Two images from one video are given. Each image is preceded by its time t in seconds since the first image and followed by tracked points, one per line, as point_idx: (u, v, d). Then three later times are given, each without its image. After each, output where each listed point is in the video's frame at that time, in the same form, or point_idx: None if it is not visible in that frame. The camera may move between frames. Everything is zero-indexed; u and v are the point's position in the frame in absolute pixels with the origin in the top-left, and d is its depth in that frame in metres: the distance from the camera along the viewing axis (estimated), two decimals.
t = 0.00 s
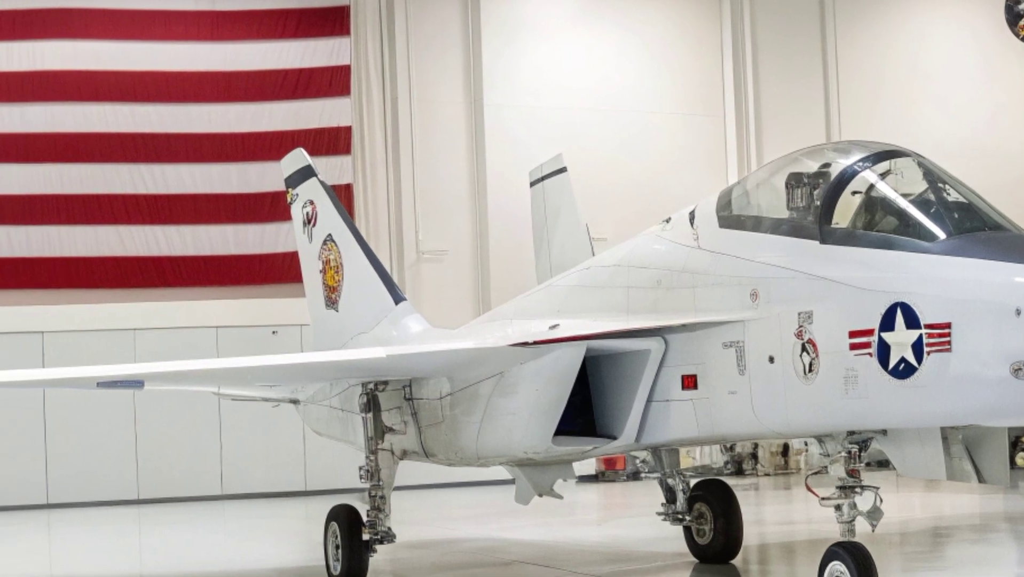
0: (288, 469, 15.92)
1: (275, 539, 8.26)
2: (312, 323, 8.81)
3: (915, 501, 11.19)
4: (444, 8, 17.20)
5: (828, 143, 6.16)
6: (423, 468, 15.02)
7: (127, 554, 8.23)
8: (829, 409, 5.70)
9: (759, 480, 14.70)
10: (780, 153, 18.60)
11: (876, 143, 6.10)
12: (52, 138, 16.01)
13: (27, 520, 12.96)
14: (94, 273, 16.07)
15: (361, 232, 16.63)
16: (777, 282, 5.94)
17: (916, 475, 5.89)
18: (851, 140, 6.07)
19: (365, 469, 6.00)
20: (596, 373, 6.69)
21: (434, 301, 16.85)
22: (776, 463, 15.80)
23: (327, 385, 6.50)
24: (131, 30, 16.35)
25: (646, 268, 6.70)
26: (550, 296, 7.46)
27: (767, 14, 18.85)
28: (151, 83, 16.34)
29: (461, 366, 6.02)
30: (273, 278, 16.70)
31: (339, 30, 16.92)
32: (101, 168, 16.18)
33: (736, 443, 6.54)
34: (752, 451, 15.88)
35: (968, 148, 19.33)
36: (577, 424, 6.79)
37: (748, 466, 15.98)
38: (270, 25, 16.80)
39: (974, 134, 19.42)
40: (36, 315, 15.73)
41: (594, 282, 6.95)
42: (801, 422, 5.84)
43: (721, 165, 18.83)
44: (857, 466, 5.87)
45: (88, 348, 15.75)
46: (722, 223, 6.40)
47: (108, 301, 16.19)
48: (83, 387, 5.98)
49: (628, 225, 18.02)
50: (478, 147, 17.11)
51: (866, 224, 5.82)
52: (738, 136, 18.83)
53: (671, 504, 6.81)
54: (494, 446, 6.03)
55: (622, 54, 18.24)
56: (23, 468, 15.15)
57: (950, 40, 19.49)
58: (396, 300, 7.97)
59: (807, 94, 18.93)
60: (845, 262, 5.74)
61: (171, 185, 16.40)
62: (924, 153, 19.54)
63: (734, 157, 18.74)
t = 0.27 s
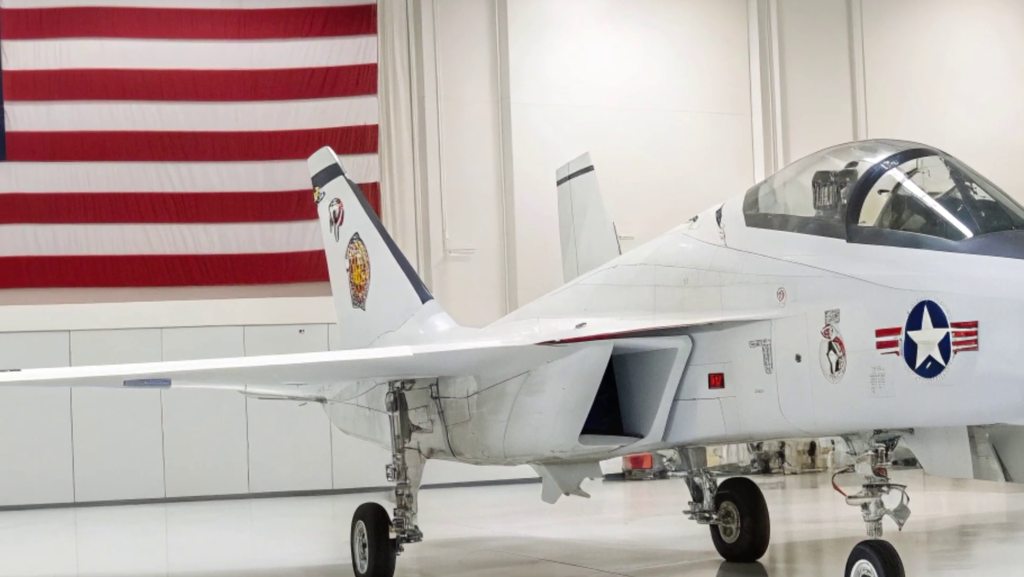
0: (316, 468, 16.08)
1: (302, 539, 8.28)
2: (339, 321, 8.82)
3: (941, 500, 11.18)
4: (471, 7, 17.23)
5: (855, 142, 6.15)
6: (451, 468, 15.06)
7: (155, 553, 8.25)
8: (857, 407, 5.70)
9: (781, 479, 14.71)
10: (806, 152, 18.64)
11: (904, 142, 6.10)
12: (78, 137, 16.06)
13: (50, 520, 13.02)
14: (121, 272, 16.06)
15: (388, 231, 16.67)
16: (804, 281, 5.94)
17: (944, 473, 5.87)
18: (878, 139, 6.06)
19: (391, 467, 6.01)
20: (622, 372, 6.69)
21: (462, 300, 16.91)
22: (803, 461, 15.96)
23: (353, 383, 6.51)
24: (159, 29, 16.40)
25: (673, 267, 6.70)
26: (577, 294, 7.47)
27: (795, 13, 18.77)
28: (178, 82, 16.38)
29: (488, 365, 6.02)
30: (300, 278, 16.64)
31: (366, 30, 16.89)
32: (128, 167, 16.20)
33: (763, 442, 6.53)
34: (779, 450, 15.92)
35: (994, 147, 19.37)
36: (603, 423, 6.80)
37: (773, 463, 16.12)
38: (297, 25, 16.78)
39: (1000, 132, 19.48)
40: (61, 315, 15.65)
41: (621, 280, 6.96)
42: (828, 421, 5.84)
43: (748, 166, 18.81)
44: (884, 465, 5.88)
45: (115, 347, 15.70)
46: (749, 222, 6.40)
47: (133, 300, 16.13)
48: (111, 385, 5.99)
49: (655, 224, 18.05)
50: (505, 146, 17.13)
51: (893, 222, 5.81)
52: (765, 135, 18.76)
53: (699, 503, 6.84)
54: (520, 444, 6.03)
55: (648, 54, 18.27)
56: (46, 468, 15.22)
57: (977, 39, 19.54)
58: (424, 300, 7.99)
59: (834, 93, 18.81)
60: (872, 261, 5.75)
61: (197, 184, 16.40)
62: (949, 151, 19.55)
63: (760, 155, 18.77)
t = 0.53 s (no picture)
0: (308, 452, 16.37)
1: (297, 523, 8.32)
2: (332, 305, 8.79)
3: (936, 485, 11.24)
4: None
5: (848, 126, 6.15)
6: (446, 454, 15.13)
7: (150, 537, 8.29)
8: (850, 391, 5.70)
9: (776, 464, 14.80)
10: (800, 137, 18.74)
11: (898, 126, 6.09)
12: (72, 121, 16.21)
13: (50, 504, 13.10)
14: (115, 256, 16.32)
15: (381, 214, 16.79)
16: (797, 265, 5.94)
17: (937, 458, 5.88)
18: (872, 123, 6.06)
19: (384, 452, 6.01)
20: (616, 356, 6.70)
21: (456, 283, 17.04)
22: (797, 445, 16.42)
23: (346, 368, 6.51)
24: (152, 13, 16.59)
25: (667, 251, 6.71)
26: (571, 280, 7.49)
27: None
28: (171, 67, 16.59)
29: (481, 349, 6.02)
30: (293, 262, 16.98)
31: (359, 14, 17.17)
32: (121, 152, 16.40)
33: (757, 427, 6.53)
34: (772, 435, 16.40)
35: (990, 131, 19.49)
36: (597, 407, 6.81)
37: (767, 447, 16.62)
38: (290, 8, 17.06)
39: (994, 116, 19.56)
40: (56, 298, 15.94)
41: (615, 265, 6.97)
42: (821, 405, 5.84)
43: (742, 150, 18.85)
44: (877, 449, 5.88)
45: (109, 331, 15.94)
46: (742, 206, 6.40)
47: (125, 285, 16.39)
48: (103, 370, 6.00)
49: (649, 207, 18.12)
50: (497, 132, 17.25)
51: (886, 206, 5.81)
52: (758, 119, 18.89)
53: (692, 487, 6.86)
54: (514, 428, 6.04)
55: (642, 37, 18.33)
56: (42, 452, 15.57)
57: (972, 24, 19.53)
58: (416, 284, 7.91)
59: (827, 78, 19.03)
60: (865, 245, 5.75)
61: (191, 169, 16.67)
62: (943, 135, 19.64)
63: (754, 140, 18.82)
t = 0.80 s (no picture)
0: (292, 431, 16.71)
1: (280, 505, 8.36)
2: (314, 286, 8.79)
3: (917, 464, 11.43)
4: None
5: (830, 106, 6.14)
6: (428, 432, 15.42)
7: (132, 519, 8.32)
8: (832, 371, 5.70)
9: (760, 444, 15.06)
10: (783, 116, 19.21)
11: (879, 106, 6.10)
12: (53, 101, 16.48)
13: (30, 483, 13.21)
14: (96, 236, 16.59)
15: (364, 194, 17.26)
16: (779, 245, 5.93)
17: (919, 438, 5.87)
18: (853, 103, 6.05)
19: (368, 433, 6.04)
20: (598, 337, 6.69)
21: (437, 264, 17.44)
22: (778, 425, 16.48)
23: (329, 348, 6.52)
24: None
25: (649, 231, 6.71)
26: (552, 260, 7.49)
27: None
28: (153, 47, 16.83)
29: (464, 329, 6.02)
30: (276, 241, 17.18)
31: None
32: (103, 132, 16.66)
33: (738, 406, 6.55)
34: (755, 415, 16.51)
35: (971, 111, 20.07)
36: (579, 388, 6.82)
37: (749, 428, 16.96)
38: None
39: (975, 95, 20.11)
40: (38, 279, 16.24)
41: (597, 246, 6.96)
42: (803, 385, 5.84)
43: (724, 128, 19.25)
44: (860, 429, 5.87)
45: (91, 311, 16.24)
46: (725, 186, 6.40)
47: (108, 265, 16.68)
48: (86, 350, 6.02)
49: (633, 186, 18.49)
50: (481, 113, 17.58)
51: (868, 186, 5.82)
52: (740, 99, 19.25)
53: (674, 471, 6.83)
54: (496, 408, 6.03)
55: (627, 18, 18.63)
56: (26, 431, 15.91)
57: (953, 6, 20.09)
58: (398, 264, 7.95)
59: (810, 58, 19.47)
60: (848, 225, 5.74)
61: (173, 149, 16.88)
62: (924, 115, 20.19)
63: (736, 120, 19.19)
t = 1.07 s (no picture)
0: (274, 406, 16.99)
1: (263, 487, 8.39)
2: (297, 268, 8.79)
3: (900, 444, 11.54)
4: None
5: (813, 86, 6.14)
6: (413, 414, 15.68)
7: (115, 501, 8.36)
8: (814, 350, 5.70)
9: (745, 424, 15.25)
10: (763, 97, 19.41)
11: (862, 86, 6.09)
12: (37, 82, 16.79)
13: (12, 463, 13.34)
14: (79, 215, 16.91)
15: (346, 174, 17.47)
16: (762, 225, 5.93)
17: (902, 418, 5.88)
18: (836, 83, 6.05)
19: (350, 413, 6.14)
20: (581, 317, 6.70)
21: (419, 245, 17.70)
22: (761, 406, 17.18)
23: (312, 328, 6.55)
24: None
25: (632, 211, 6.72)
26: (535, 240, 7.50)
27: None
28: (136, 27, 17.18)
29: (446, 310, 6.02)
30: (258, 221, 17.52)
31: None
32: (86, 111, 16.98)
33: (721, 387, 6.56)
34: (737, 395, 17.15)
35: (956, 90, 20.00)
36: (562, 368, 6.87)
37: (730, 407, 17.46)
38: None
39: (960, 74, 20.03)
40: (21, 257, 16.49)
41: (580, 225, 6.97)
42: (785, 365, 5.85)
43: (706, 109, 19.62)
44: (842, 410, 5.88)
45: (75, 289, 16.49)
46: (708, 166, 6.40)
47: (90, 244, 17.03)
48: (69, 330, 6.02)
49: (614, 167, 18.84)
50: (464, 94, 17.94)
51: (851, 166, 5.82)
52: (723, 75, 19.60)
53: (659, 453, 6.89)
54: (478, 388, 6.05)
55: None
56: (9, 409, 16.14)
57: None
58: (381, 244, 8.00)
59: (791, 38, 19.67)
60: (831, 205, 5.74)
61: (156, 129, 17.21)
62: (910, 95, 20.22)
63: (718, 102, 19.58)
